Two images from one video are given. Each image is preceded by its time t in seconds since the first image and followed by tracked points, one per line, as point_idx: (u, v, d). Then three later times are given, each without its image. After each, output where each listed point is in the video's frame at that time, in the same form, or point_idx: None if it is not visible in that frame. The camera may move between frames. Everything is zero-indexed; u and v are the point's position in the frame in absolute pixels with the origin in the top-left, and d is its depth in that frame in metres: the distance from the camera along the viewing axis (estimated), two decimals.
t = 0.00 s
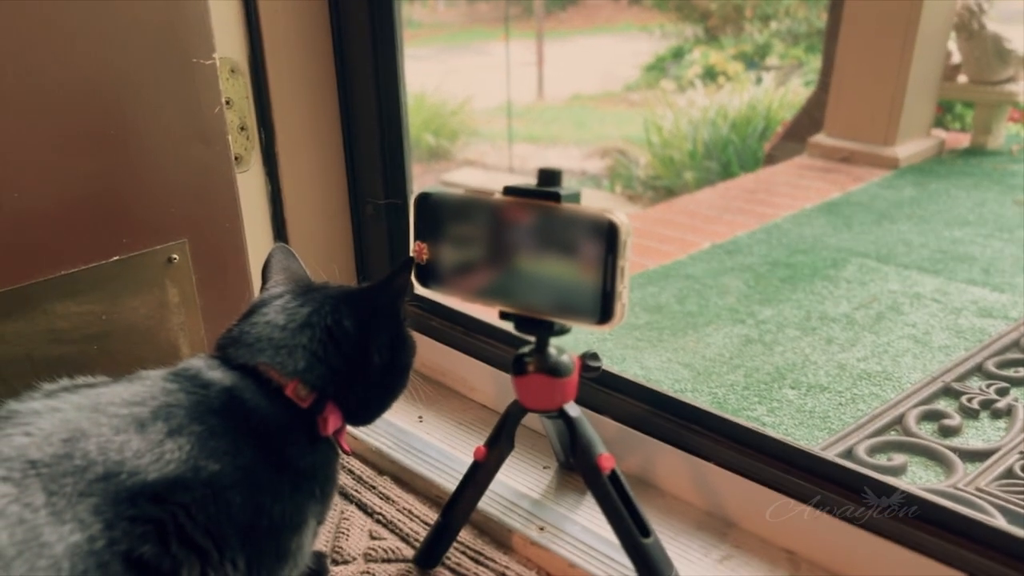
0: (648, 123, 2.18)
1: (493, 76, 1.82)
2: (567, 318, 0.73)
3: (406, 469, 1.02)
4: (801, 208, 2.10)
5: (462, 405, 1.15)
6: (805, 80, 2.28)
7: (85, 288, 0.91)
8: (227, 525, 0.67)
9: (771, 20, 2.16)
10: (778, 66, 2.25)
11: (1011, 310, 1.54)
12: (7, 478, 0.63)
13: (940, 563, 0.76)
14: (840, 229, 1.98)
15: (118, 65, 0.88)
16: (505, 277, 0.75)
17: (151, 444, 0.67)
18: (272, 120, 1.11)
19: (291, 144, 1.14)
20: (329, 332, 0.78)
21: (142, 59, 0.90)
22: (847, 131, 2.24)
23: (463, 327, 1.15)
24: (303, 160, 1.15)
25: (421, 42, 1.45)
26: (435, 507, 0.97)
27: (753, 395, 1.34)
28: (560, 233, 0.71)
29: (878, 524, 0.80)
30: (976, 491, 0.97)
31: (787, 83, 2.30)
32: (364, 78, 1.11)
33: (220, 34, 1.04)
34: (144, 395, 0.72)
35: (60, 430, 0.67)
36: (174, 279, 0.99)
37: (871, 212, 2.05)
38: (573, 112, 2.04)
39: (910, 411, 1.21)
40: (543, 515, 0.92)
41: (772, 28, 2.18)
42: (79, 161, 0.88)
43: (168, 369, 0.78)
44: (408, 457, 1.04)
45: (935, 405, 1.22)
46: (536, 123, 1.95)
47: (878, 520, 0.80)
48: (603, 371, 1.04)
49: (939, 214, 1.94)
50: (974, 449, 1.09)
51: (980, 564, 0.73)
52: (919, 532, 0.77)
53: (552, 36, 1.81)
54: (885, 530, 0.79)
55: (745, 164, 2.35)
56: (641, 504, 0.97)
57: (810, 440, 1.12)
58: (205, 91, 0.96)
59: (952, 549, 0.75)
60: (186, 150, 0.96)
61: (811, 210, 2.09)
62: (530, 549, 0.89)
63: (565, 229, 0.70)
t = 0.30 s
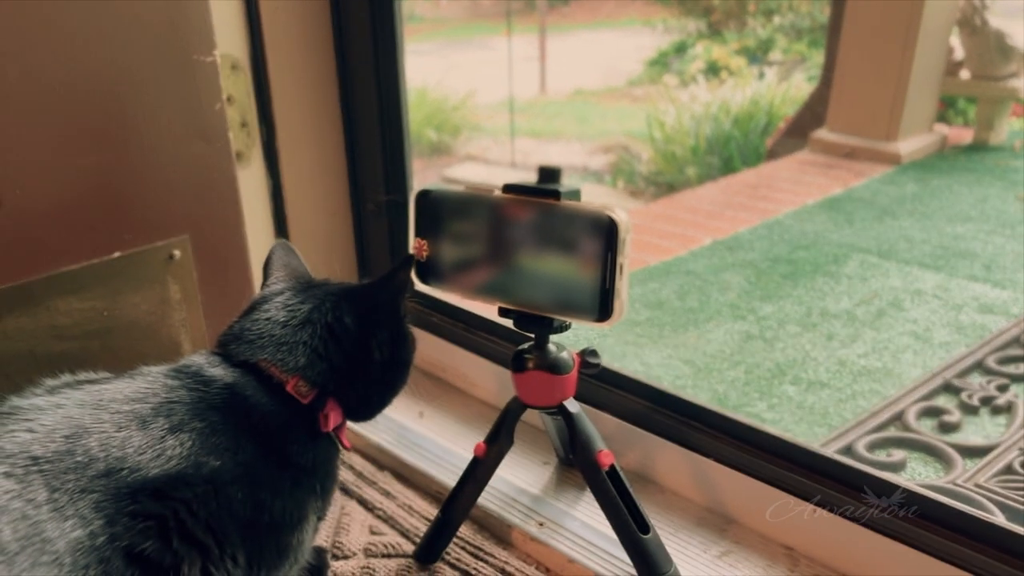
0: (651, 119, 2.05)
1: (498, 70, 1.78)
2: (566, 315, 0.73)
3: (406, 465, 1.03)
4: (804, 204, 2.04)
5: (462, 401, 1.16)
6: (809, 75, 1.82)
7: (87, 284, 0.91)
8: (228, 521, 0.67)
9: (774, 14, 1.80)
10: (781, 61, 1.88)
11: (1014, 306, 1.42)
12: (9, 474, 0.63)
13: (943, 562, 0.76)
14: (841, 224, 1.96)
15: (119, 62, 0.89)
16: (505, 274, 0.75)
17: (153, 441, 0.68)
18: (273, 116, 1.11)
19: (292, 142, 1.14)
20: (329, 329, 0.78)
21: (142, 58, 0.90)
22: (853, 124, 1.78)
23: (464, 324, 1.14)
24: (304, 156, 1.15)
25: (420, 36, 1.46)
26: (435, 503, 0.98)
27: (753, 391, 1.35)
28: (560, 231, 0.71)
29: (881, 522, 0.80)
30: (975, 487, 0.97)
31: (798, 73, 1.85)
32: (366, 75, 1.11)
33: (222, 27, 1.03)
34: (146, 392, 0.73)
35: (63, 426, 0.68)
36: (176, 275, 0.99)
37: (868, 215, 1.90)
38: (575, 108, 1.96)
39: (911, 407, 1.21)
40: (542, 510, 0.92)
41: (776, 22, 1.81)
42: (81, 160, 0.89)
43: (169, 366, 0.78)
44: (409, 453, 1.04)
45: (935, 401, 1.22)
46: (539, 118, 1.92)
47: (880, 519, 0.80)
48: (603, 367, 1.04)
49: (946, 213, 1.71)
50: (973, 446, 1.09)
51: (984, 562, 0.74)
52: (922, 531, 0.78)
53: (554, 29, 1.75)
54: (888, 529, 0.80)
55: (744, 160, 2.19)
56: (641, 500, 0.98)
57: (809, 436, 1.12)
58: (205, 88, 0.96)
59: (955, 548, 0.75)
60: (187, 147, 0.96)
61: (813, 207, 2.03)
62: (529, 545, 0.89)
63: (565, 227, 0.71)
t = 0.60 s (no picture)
0: (652, 115, 2.07)
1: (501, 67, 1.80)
2: (564, 310, 0.73)
3: (405, 459, 1.03)
4: (804, 201, 2.01)
5: (463, 395, 1.16)
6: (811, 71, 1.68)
7: (89, 278, 0.91)
8: (228, 514, 0.68)
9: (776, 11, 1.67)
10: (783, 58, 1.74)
11: (1013, 302, 1.47)
12: (9, 467, 0.64)
13: (945, 558, 0.76)
14: (841, 221, 1.93)
15: (117, 58, 0.89)
16: (503, 269, 0.76)
17: (153, 435, 0.68)
18: (274, 111, 1.11)
19: (293, 137, 1.14)
20: (329, 324, 0.78)
21: (142, 54, 0.90)
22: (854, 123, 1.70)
23: (464, 319, 1.14)
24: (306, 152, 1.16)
25: (423, 32, 1.47)
26: (435, 497, 0.98)
27: (753, 386, 1.35)
28: (559, 226, 0.71)
29: (882, 519, 0.80)
30: (974, 481, 0.98)
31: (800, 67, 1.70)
32: (366, 69, 1.12)
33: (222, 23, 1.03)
34: (146, 386, 0.73)
35: (62, 420, 0.68)
36: (177, 270, 0.98)
37: (869, 211, 1.88)
38: (577, 104, 2.03)
39: (910, 402, 1.22)
40: (540, 504, 0.93)
41: (777, 19, 1.68)
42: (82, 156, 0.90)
43: (169, 360, 0.79)
44: (409, 448, 1.04)
45: (933, 396, 1.23)
46: (541, 114, 1.98)
47: (882, 518, 0.81)
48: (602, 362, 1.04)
49: (946, 210, 1.72)
50: (970, 441, 1.09)
51: (985, 558, 0.74)
52: (924, 527, 0.78)
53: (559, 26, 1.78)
54: (890, 527, 0.80)
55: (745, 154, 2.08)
56: (640, 495, 0.98)
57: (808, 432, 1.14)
58: (206, 85, 0.95)
59: (956, 545, 0.76)
60: (187, 142, 0.96)
61: (813, 203, 2.00)
62: (528, 539, 0.90)
63: (563, 222, 0.71)
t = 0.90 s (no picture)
0: (652, 112, 2.00)
1: (501, 66, 1.77)
2: (565, 310, 0.73)
3: (407, 459, 1.03)
4: (806, 199, 2.07)
5: (465, 395, 1.16)
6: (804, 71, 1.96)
7: (89, 277, 0.91)
8: (229, 515, 0.68)
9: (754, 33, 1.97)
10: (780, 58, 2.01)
11: (1015, 300, 1.46)
12: (10, 468, 0.64)
13: (947, 558, 0.76)
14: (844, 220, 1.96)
15: (118, 57, 0.89)
16: (505, 269, 0.76)
17: (153, 435, 0.68)
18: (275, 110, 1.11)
19: (294, 135, 1.13)
20: (330, 324, 0.78)
21: (143, 53, 0.90)
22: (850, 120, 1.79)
23: (466, 318, 1.14)
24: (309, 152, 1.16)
25: (426, 29, 1.49)
26: (436, 497, 0.98)
27: (754, 385, 1.35)
28: (560, 226, 0.71)
29: (883, 519, 0.80)
30: (976, 481, 0.98)
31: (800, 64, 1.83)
32: (367, 68, 1.11)
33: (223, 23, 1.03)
34: (146, 387, 0.73)
35: (63, 421, 0.68)
36: (177, 270, 0.98)
37: (870, 208, 1.88)
38: (579, 101, 1.91)
39: (912, 401, 1.21)
40: (542, 504, 0.93)
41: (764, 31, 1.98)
42: (82, 155, 0.90)
43: (170, 360, 0.78)
44: (410, 447, 1.04)
45: (936, 395, 1.22)
46: (540, 112, 1.85)
47: (883, 519, 0.80)
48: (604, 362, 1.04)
49: (947, 207, 1.69)
50: (973, 440, 1.09)
51: (987, 558, 0.74)
52: (925, 527, 0.78)
53: (558, 22, 1.75)
54: (891, 526, 0.80)
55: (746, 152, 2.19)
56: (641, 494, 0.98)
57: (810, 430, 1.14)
58: (207, 83, 0.95)
59: (958, 545, 0.76)
60: (188, 141, 0.96)
61: (814, 202, 2.05)
62: (529, 539, 0.90)
63: (565, 221, 0.71)
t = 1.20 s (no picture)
0: (653, 110, 2.05)
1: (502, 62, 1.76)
2: (567, 309, 0.73)
3: (409, 458, 1.03)
4: (807, 196, 2.05)
5: (468, 394, 1.16)
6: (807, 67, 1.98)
7: (91, 277, 0.91)
8: (232, 514, 0.68)
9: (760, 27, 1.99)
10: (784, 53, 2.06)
11: (1016, 298, 1.47)
12: (13, 468, 0.64)
13: (948, 556, 0.76)
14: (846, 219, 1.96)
15: (119, 56, 0.89)
16: (507, 268, 0.76)
17: (157, 434, 0.68)
18: (276, 109, 1.11)
19: (296, 134, 1.13)
20: (333, 323, 0.78)
21: (144, 52, 0.90)
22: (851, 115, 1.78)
23: (467, 316, 1.14)
24: (310, 151, 1.16)
25: (425, 26, 1.48)
26: (439, 495, 0.98)
27: (756, 382, 1.35)
28: (563, 225, 0.71)
29: (886, 518, 0.80)
30: (977, 479, 0.98)
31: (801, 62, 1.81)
32: (368, 66, 1.11)
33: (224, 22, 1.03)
34: (150, 386, 0.73)
35: (67, 420, 0.68)
36: (179, 269, 0.98)
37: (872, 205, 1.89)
38: (580, 99, 1.95)
39: (913, 399, 1.22)
40: (544, 503, 0.93)
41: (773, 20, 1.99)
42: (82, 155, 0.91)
43: (173, 359, 0.79)
44: (412, 446, 1.04)
45: (938, 392, 1.23)
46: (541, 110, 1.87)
47: (885, 518, 0.80)
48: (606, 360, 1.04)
49: (948, 204, 1.69)
50: (974, 438, 1.09)
51: (989, 555, 0.74)
52: (928, 526, 0.78)
53: (559, 19, 1.76)
54: (893, 525, 0.80)
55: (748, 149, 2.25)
56: (644, 493, 0.98)
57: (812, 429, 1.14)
58: (209, 82, 0.95)
59: (960, 544, 0.76)
60: (189, 141, 0.96)
61: (814, 199, 2.03)
62: (532, 537, 0.90)
63: (567, 221, 0.71)
